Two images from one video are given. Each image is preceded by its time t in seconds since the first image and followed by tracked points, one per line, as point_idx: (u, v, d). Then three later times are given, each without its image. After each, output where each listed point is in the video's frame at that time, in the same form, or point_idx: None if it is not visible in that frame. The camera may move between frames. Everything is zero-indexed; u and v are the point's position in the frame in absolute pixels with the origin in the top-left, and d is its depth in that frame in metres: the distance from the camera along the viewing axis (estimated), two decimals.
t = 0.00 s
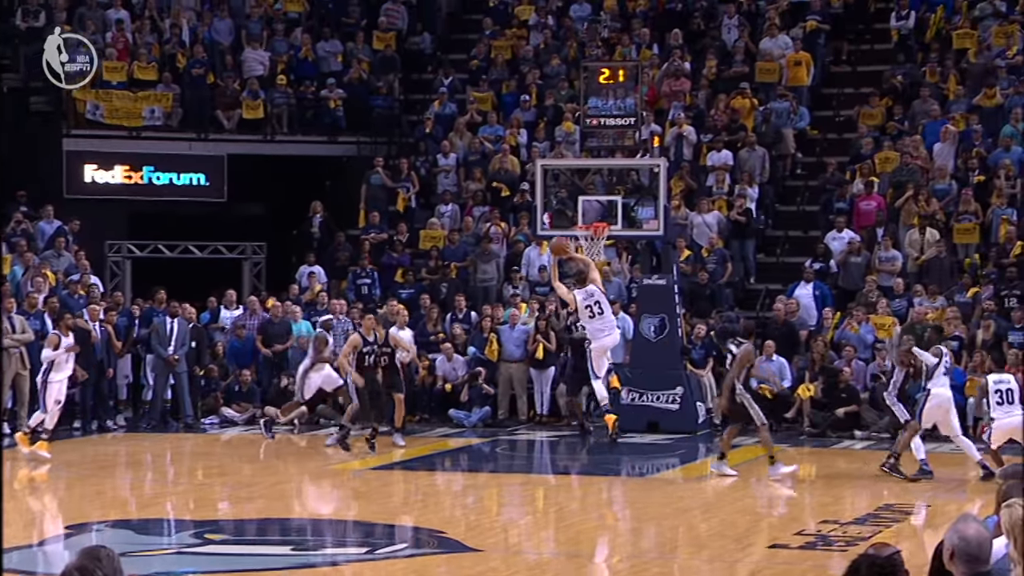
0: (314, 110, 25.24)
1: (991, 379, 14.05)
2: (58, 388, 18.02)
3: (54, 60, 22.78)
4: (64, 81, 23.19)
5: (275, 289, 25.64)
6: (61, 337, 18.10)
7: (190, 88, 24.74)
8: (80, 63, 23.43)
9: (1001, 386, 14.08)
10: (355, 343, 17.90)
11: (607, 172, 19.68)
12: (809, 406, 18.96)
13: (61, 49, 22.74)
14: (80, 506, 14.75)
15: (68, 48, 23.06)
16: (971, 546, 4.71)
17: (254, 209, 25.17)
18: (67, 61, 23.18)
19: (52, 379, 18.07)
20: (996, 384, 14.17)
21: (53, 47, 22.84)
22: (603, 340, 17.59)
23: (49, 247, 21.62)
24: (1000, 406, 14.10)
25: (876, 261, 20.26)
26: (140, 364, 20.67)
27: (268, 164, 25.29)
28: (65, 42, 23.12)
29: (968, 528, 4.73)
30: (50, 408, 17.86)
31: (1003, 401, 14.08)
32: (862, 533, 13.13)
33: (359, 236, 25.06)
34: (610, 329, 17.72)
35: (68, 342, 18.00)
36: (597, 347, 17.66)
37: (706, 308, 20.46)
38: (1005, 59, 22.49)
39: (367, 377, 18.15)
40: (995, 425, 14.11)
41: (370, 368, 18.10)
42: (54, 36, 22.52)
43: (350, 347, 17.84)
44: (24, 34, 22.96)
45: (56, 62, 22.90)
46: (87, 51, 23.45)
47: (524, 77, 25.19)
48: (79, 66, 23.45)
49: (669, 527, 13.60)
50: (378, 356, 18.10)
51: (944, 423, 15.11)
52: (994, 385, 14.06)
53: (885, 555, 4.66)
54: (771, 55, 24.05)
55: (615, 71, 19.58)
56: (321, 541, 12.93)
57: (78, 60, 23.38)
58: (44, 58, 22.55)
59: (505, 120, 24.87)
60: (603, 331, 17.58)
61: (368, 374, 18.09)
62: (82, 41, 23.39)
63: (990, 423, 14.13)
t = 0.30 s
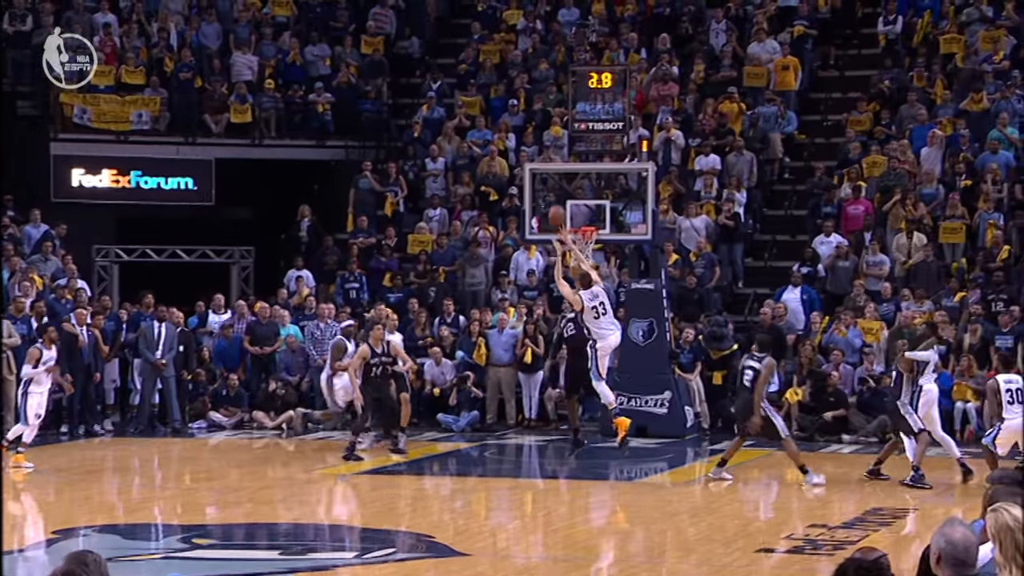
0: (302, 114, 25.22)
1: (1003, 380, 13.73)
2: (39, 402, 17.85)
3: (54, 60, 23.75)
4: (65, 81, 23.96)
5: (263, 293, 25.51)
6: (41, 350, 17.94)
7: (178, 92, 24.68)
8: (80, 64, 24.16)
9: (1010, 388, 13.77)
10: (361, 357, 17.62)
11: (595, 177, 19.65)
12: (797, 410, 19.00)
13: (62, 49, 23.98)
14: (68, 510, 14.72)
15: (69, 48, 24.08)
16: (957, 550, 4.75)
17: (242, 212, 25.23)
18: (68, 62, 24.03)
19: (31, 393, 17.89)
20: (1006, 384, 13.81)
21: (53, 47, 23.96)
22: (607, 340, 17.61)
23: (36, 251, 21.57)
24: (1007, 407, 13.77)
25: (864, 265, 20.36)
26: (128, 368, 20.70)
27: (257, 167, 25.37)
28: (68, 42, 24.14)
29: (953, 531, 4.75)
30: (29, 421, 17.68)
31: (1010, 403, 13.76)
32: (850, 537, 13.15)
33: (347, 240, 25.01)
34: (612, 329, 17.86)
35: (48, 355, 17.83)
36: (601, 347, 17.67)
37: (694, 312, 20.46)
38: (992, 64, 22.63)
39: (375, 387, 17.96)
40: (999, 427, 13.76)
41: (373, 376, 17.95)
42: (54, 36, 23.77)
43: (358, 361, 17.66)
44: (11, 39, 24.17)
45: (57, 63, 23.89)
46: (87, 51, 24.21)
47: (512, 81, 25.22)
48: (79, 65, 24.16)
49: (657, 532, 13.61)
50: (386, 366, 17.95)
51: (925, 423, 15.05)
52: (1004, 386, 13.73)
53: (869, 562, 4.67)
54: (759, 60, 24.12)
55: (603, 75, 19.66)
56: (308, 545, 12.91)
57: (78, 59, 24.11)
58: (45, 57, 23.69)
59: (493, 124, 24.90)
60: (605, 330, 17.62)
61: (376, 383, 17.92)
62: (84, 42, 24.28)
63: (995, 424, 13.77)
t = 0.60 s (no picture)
0: (290, 118, 25.25)
1: (1003, 367, 13.46)
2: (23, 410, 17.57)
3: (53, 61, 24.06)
4: (64, 81, 24.23)
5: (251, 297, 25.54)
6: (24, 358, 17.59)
7: (165, 96, 24.69)
8: (80, 63, 24.33)
9: (1010, 378, 13.47)
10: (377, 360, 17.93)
11: (583, 180, 19.69)
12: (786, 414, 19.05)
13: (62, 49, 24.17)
14: (55, 515, 14.67)
15: (69, 48, 24.26)
16: (943, 555, 4.81)
17: (230, 216, 25.16)
18: (69, 62, 24.31)
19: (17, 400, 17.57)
20: (1004, 375, 13.54)
21: (54, 46, 24.13)
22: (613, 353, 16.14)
23: (22, 254, 21.48)
24: (1007, 396, 13.44)
25: (851, 269, 20.42)
26: (114, 372, 20.65)
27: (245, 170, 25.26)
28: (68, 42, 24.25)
29: (939, 534, 4.81)
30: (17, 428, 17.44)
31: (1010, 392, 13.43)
32: (837, 541, 13.17)
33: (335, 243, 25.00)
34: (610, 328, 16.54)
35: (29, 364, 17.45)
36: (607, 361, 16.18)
37: (682, 316, 20.50)
38: (978, 68, 22.74)
39: (390, 392, 18.34)
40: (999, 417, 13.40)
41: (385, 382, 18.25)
42: (54, 36, 24.03)
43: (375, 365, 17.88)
44: None
45: (58, 63, 24.22)
46: (88, 52, 24.39)
47: (500, 85, 25.25)
48: (80, 65, 24.35)
49: (645, 535, 13.61)
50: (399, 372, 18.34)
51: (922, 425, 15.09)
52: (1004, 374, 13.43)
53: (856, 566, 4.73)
54: (747, 63, 24.18)
55: (591, 79, 19.62)
56: (296, 549, 12.87)
57: (79, 59, 24.31)
58: (44, 57, 24.07)
59: (481, 128, 24.92)
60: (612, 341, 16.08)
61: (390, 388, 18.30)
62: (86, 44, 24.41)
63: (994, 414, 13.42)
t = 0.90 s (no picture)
0: (277, 122, 25.24)
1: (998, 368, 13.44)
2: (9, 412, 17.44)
3: (54, 61, 23.99)
4: (64, 81, 24.12)
5: (239, 300, 25.75)
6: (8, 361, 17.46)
7: (152, 100, 24.62)
8: (80, 64, 24.38)
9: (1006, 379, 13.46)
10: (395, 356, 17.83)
11: (570, 185, 19.55)
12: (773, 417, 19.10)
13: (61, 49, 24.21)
14: (41, 519, 14.60)
15: (67, 48, 24.31)
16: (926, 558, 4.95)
17: (216, 219, 25.92)
18: (69, 62, 24.25)
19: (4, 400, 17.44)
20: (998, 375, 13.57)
21: (53, 46, 24.13)
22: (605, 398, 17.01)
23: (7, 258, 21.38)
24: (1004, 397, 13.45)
25: (838, 273, 20.36)
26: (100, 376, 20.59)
27: (230, 177, 26.08)
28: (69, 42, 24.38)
29: (924, 539, 4.93)
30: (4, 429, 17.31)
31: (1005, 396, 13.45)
32: (824, 545, 13.18)
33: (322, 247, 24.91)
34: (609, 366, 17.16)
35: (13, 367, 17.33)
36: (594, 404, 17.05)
37: (669, 319, 20.47)
38: (965, 73, 22.84)
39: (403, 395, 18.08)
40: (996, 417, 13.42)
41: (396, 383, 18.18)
42: (53, 35, 24.02)
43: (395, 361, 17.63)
44: None
45: (57, 63, 24.14)
46: (88, 52, 24.43)
47: (488, 89, 25.27)
48: (79, 66, 24.33)
49: (632, 539, 13.60)
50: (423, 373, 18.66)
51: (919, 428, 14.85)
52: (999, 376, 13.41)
53: (846, 568, 4.87)
54: (733, 67, 24.28)
55: (579, 84, 19.50)
56: (283, 554, 12.84)
57: (78, 59, 24.31)
58: (44, 57, 23.95)
59: (469, 132, 24.94)
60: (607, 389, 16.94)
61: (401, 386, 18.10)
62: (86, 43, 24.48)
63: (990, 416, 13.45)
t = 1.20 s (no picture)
0: (267, 126, 25.25)
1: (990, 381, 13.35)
2: None
3: (55, 61, 24.48)
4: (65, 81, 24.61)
5: (227, 303, 25.53)
6: None
7: (142, 103, 24.57)
8: (80, 64, 24.92)
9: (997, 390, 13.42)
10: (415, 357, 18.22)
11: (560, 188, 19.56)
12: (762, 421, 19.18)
13: (62, 49, 24.60)
14: (30, 524, 14.55)
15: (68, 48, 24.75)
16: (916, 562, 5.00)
17: (204, 224, 25.29)
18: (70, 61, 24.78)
19: None
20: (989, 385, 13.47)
21: (53, 46, 24.55)
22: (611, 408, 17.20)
23: None
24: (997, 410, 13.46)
25: (828, 277, 20.41)
26: (89, 380, 20.46)
27: (219, 180, 25.38)
28: (66, 41, 24.77)
29: (913, 542, 4.97)
30: None
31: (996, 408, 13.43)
32: (815, 549, 13.16)
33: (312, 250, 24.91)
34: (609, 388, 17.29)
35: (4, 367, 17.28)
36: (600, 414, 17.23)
37: (660, 323, 20.46)
38: (954, 77, 22.90)
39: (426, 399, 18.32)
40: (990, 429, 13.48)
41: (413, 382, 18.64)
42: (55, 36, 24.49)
43: (421, 364, 18.04)
44: None
45: (58, 63, 24.59)
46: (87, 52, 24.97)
47: (478, 93, 25.25)
48: (79, 65, 24.92)
49: (622, 543, 13.58)
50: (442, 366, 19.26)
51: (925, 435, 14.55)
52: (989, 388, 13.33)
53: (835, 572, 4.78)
54: (723, 71, 24.24)
55: (570, 88, 19.48)
56: (273, 558, 12.80)
57: (79, 60, 24.88)
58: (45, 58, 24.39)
59: (459, 136, 24.92)
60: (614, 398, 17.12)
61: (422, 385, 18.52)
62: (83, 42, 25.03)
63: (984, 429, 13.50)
